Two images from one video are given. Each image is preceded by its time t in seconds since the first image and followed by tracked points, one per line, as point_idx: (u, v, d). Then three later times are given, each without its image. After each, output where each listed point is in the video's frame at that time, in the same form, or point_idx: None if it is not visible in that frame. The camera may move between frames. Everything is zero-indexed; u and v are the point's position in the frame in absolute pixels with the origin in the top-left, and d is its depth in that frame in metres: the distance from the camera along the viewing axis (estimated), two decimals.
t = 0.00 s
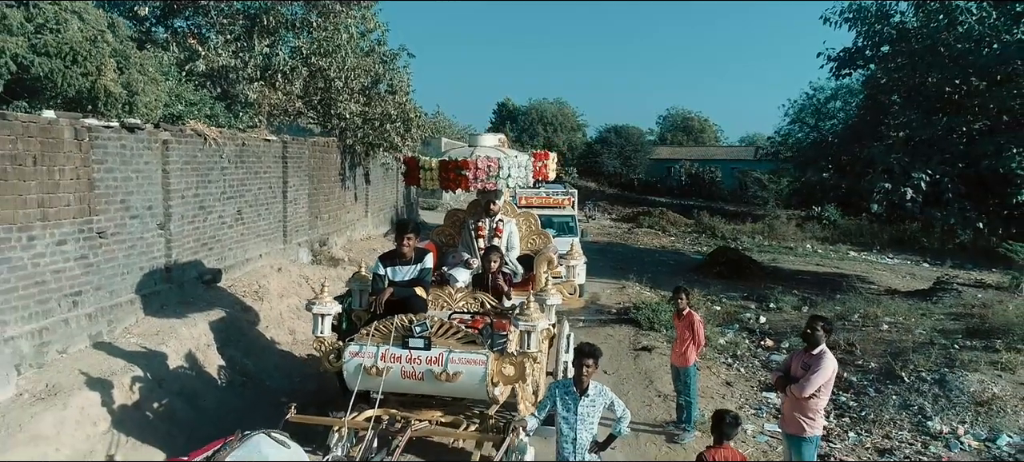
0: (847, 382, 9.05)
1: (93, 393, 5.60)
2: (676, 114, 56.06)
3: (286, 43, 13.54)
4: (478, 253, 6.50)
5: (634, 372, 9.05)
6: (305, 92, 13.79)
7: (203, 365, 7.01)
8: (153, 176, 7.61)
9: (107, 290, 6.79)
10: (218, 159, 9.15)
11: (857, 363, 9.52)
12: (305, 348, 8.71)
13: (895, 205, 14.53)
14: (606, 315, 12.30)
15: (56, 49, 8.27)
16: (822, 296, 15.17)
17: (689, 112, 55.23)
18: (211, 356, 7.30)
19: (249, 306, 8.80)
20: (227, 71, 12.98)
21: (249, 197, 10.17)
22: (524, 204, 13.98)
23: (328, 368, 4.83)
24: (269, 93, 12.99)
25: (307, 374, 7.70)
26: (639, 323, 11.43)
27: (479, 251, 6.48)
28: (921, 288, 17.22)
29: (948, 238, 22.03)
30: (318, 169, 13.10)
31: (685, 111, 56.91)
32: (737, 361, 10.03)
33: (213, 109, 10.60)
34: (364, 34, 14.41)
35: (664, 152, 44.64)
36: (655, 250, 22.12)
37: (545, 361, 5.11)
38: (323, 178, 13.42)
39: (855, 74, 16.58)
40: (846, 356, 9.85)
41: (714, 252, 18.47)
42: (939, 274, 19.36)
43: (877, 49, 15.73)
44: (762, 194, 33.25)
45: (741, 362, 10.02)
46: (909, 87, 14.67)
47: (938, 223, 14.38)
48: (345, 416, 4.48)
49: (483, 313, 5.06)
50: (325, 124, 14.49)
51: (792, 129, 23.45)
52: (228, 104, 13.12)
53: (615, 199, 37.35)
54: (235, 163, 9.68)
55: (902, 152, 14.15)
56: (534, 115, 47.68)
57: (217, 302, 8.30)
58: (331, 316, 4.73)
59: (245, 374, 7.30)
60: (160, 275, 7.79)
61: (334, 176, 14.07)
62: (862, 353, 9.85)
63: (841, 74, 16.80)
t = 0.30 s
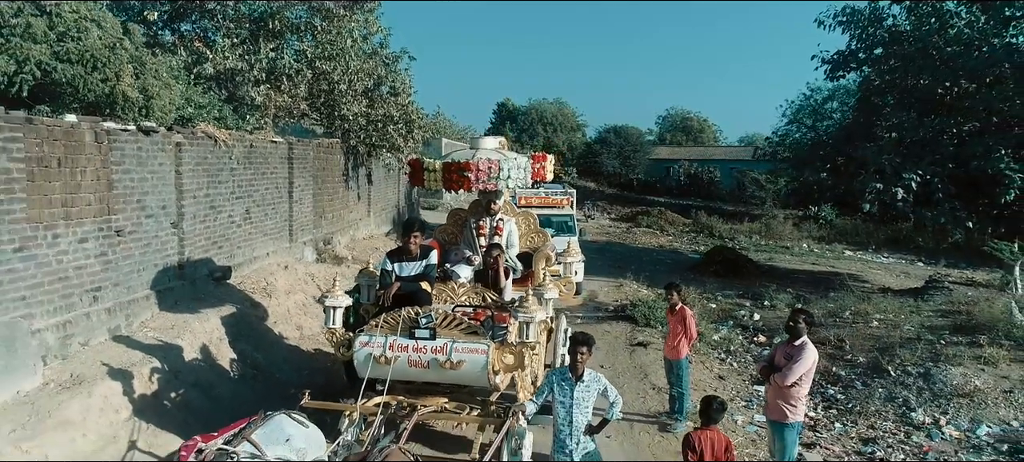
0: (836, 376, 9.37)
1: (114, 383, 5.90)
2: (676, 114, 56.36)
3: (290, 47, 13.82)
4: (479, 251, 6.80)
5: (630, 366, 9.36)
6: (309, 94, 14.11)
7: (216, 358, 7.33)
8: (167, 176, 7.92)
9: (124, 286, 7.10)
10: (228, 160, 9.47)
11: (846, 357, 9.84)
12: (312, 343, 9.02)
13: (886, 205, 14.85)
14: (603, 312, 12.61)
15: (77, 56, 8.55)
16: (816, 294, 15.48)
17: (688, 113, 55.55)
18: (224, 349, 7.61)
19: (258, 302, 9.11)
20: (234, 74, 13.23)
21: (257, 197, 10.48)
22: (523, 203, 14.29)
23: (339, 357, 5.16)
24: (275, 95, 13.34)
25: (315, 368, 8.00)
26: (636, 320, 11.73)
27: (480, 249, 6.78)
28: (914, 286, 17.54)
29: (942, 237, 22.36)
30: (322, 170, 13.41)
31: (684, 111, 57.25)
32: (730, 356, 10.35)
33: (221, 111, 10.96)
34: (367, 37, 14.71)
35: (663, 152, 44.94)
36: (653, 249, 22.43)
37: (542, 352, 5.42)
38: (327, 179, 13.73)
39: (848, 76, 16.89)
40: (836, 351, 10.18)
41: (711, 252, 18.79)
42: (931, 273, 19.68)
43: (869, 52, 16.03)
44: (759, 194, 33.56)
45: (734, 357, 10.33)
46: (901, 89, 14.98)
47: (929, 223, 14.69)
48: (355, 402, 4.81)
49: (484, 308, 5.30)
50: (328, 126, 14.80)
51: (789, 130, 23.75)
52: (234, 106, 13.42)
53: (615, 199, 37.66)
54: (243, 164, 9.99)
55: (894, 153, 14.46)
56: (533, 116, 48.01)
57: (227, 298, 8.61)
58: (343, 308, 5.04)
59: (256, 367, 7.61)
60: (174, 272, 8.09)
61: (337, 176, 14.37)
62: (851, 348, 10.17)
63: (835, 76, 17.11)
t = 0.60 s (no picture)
0: (826, 370, 9.70)
1: (135, 373, 6.22)
2: (675, 114, 56.65)
3: (295, 49, 14.01)
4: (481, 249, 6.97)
5: (627, 360, 9.69)
6: (315, 96, 14.39)
7: (230, 351, 7.65)
8: (181, 177, 8.25)
9: (142, 282, 7.42)
10: (237, 162, 9.79)
11: (836, 352, 10.17)
12: (320, 338, 9.35)
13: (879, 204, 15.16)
14: (602, 309, 12.94)
15: (97, 64, 8.78)
16: (810, 292, 15.82)
17: (688, 113, 55.89)
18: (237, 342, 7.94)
19: (268, 298, 9.44)
20: (240, 76, 13.37)
21: (265, 197, 10.80)
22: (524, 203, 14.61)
23: (351, 347, 5.51)
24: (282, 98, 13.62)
25: (323, 362, 8.33)
26: (633, 316, 12.06)
27: (483, 246, 6.97)
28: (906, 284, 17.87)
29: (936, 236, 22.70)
30: (327, 170, 13.72)
31: (684, 112, 57.54)
32: (724, 351, 10.68)
33: (230, 113, 11.27)
34: (371, 40, 15.03)
35: (662, 152, 45.26)
36: (651, 248, 22.75)
37: (542, 343, 5.73)
38: (332, 179, 14.05)
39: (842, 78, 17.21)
40: (826, 347, 10.50)
41: (708, 251, 19.12)
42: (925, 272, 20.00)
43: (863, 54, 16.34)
44: (757, 194, 33.90)
45: (728, 351, 10.67)
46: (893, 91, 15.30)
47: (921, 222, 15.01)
48: (367, 389, 5.14)
49: (487, 301, 5.62)
50: (332, 127, 15.11)
51: (785, 131, 24.07)
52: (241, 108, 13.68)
53: (614, 199, 37.99)
54: (252, 165, 10.31)
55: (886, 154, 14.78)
56: (533, 116, 48.36)
57: (238, 295, 8.93)
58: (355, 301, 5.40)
59: (267, 360, 7.94)
60: (188, 269, 8.41)
61: (342, 177, 14.69)
62: (841, 344, 10.50)
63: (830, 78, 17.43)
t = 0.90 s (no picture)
0: (819, 364, 10.04)
1: (158, 364, 6.55)
2: (675, 114, 57.00)
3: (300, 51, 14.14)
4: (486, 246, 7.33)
5: (626, 354, 10.03)
6: (322, 99, 14.70)
7: (246, 343, 7.98)
8: (197, 178, 8.58)
9: (162, 278, 7.75)
10: (249, 163, 10.12)
11: (828, 347, 10.51)
12: (329, 333, 9.69)
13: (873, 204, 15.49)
14: (602, 307, 13.27)
15: (118, 69, 8.98)
16: (805, 290, 16.15)
17: (687, 113, 56.23)
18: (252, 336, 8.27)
19: (279, 294, 9.78)
20: (249, 78, 13.67)
21: (275, 197, 11.12)
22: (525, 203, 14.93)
23: (365, 338, 5.85)
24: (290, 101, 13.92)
25: (334, 355, 8.67)
26: (632, 313, 12.39)
27: (488, 244, 7.31)
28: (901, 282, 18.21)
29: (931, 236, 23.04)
30: (333, 171, 14.05)
31: (683, 112, 57.88)
32: (720, 346, 11.02)
33: (240, 115, 11.58)
34: (376, 43, 15.34)
35: (662, 152, 45.61)
36: (650, 247, 23.09)
37: (545, 335, 6.06)
38: (338, 179, 14.38)
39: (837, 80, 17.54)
40: (819, 342, 10.84)
41: (706, 250, 19.45)
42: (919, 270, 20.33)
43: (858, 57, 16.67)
44: (755, 194, 34.24)
45: (724, 346, 11.01)
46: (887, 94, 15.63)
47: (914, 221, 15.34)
48: (381, 377, 5.47)
49: (493, 294, 5.95)
50: (338, 128, 15.45)
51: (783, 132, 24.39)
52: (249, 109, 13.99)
53: (614, 199, 38.32)
54: (263, 165, 10.64)
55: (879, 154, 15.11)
56: (533, 116, 48.72)
57: (251, 291, 9.26)
58: (369, 294, 5.73)
59: (280, 353, 8.28)
60: (203, 266, 8.75)
61: (347, 177, 15.02)
62: (834, 339, 10.83)
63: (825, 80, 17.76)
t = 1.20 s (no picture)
0: (813, 359, 10.38)
1: (182, 356, 6.88)
2: (675, 114, 57.33)
3: (308, 53, 14.48)
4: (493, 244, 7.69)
5: (626, 350, 10.37)
6: (329, 101, 15.00)
7: (262, 338, 8.32)
8: (214, 179, 8.91)
9: (182, 275, 8.09)
10: (262, 164, 10.45)
11: (823, 343, 10.84)
12: (340, 329, 10.03)
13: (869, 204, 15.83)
14: (602, 304, 13.61)
15: (143, 75, 9.05)
16: (802, 288, 16.49)
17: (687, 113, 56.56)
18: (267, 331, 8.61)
19: (291, 291, 10.12)
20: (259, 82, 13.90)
21: (286, 197, 11.45)
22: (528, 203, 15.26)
23: (381, 331, 6.20)
24: (299, 103, 14.18)
25: (346, 350, 9.01)
26: (632, 310, 12.73)
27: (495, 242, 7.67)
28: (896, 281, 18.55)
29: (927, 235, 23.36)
30: (340, 172, 14.37)
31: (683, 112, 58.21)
32: (717, 342, 11.36)
33: (252, 118, 11.89)
34: (382, 46, 15.64)
35: (661, 152, 45.94)
36: (650, 247, 23.43)
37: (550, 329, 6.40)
38: (345, 180, 14.70)
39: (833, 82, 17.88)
40: (814, 338, 11.17)
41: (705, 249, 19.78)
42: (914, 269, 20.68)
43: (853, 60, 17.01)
44: (754, 194, 34.56)
45: (721, 342, 11.34)
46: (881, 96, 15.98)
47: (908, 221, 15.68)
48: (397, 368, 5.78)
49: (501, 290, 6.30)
50: (344, 130, 15.78)
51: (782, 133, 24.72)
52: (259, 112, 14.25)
53: (614, 199, 38.65)
54: (274, 167, 10.97)
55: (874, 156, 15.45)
56: (534, 116, 49.06)
57: (264, 288, 9.59)
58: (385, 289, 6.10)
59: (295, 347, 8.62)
60: (220, 264, 9.08)
61: (354, 178, 15.34)
62: (828, 335, 11.17)
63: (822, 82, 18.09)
